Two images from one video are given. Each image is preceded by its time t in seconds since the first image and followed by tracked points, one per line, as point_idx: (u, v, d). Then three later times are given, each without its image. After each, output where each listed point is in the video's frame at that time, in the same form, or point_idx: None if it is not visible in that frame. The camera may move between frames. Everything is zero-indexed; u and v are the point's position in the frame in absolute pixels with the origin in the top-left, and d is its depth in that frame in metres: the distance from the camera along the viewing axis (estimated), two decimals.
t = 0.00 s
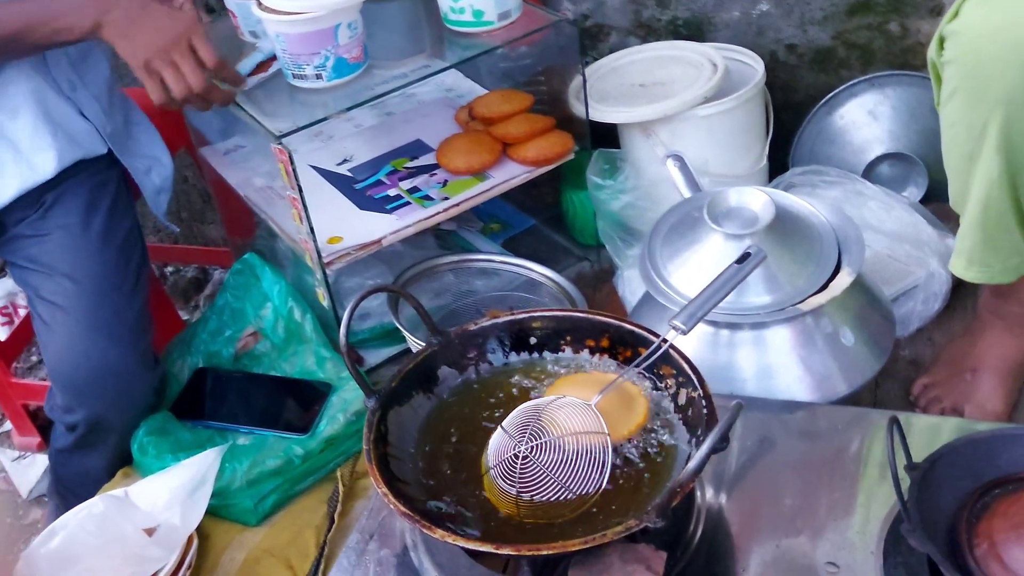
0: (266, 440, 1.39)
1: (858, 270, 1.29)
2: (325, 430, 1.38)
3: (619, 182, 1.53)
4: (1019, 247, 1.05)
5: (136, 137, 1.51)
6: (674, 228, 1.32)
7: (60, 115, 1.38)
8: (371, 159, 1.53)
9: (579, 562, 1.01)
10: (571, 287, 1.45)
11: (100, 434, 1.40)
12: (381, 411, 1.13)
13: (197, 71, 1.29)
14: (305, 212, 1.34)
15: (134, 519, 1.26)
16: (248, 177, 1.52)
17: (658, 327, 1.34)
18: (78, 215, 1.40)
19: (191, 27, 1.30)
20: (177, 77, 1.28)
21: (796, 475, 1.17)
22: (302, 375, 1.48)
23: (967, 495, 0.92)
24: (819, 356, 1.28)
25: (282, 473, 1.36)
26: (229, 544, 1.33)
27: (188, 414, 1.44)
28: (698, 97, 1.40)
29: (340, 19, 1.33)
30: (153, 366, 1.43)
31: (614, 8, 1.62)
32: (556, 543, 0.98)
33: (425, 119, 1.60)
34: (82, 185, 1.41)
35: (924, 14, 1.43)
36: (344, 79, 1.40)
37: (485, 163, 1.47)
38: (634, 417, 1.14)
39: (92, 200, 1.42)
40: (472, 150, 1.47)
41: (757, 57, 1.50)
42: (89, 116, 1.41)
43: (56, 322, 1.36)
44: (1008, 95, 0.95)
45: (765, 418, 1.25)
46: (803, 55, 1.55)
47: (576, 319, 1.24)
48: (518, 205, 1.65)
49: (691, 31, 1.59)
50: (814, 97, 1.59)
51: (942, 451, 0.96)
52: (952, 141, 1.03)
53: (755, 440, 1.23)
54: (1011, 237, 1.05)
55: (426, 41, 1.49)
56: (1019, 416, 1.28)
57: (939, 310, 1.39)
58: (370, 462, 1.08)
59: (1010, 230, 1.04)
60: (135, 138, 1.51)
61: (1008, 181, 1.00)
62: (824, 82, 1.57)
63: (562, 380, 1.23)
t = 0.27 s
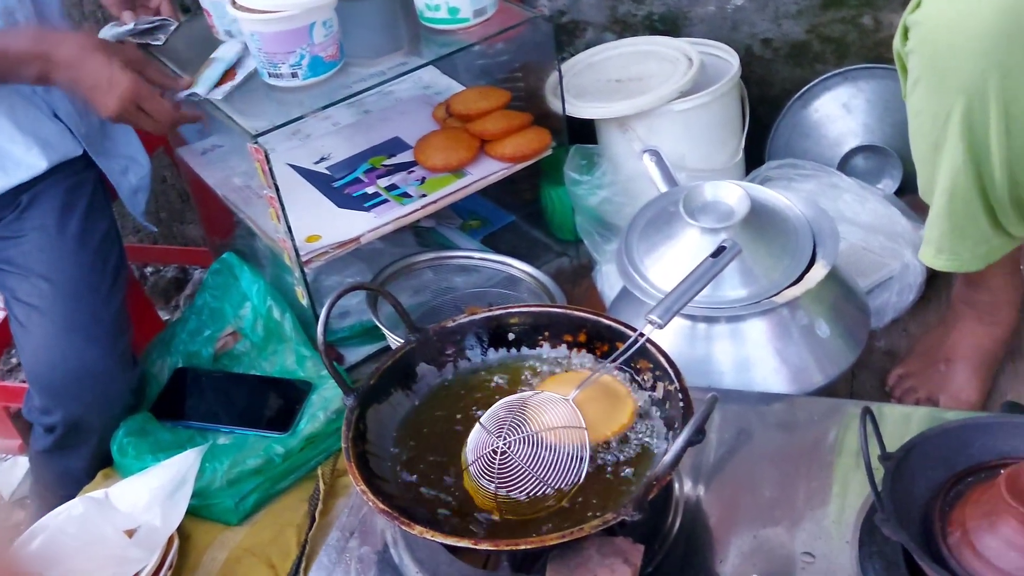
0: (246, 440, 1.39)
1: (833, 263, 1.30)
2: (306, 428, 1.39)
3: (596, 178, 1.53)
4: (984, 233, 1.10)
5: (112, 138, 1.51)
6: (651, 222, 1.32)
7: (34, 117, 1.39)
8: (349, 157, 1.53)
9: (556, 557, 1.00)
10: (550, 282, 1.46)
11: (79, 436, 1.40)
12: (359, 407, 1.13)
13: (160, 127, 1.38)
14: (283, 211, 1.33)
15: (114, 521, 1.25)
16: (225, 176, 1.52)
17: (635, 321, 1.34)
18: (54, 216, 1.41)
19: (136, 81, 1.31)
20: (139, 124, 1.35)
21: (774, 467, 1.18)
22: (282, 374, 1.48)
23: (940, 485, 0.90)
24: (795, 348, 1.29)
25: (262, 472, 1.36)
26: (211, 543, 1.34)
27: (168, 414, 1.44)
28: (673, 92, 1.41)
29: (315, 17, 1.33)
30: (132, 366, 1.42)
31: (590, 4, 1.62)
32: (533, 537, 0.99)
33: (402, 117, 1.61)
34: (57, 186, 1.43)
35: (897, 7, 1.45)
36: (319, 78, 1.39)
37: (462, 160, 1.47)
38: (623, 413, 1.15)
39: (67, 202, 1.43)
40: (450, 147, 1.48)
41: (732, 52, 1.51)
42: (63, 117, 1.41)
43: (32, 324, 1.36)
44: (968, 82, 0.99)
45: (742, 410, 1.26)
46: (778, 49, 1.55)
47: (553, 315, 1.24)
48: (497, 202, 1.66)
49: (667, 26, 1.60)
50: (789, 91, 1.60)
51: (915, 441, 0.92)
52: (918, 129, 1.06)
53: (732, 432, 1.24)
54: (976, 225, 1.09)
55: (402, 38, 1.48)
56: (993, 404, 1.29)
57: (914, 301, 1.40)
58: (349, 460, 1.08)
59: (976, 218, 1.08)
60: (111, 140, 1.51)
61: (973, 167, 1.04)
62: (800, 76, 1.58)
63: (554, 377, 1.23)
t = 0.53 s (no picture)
0: (223, 443, 1.38)
1: (807, 257, 1.30)
2: (283, 430, 1.38)
3: (572, 174, 1.54)
4: (953, 225, 1.10)
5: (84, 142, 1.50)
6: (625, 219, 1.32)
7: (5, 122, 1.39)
8: (323, 157, 1.53)
9: (533, 554, 0.96)
10: (526, 280, 1.46)
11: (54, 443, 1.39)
12: (337, 409, 1.09)
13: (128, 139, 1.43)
14: (257, 212, 1.32)
15: (90, 526, 1.25)
16: (199, 178, 1.52)
17: (611, 318, 1.34)
18: (26, 220, 1.40)
19: (97, 104, 1.35)
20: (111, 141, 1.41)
21: (750, 461, 1.16)
22: (259, 375, 1.48)
23: (913, 476, 0.88)
24: (770, 342, 1.29)
25: (240, 475, 1.35)
26: (188, 547, 1.33)
27: (144, 418, 1.43)
28: (647, 88, 1.41)
29: (286, 17, 1.32)
30: (106, 371, 1.43)
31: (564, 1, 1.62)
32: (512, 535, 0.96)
33: (376, 116, 1.60)
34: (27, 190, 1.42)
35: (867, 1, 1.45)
36: (292, 78, 1.39)
37: (437, 159, 1.47)
38: (602, 414, 1.12)
39: (39, 206, 1.42)
40: (425, 146, 1.47)
41: (705, 48, 1.51)
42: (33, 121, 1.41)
43: (5, 329, 1.34)
44: (934, 73, 1.00)
45: (717, 406, 1.24)
46: (751, 45, 1.56)
47: (530, 312, 1.21)
48: (474, 200, 1.65)
49: (640, 22, 1.60)
50: (763, 86, 1.61)
51: (889, 432, 0.90)
52: (887, 122, 1.06)
53: (709, 427, 1.22)
54: (944, 217, 1.09)
55: (376, 37, 1.47)
56: (967, 395, 1.31)
57: (888, 294, 1.41)
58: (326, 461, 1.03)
59: (945, 210, 1.08)
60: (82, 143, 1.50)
61: (941, 160, 1.05)
62: (773, 71, 1.58)
63: (534, 378, 1.20)
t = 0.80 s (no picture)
0: (196, 442, 1.37)
1: (779, 249, 1.30)
2: (256, 429, 1.37)
3: (546, 169, 1.54)
4: (924, 214, 1.11)
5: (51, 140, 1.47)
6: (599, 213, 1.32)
7: None
8: (295, 154, 1.52)
9: (509, 549, 0.95)
10: (501, 275, 1.45)
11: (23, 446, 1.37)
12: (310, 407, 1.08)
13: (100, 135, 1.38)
14: (228, 209, 1.31)
15: (61, 528, 1.24)
16: (170, 175, 1.50)
17: (585, 313, 1.34)
18: None
19: (65, 100, 1.31)
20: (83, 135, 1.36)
21: (727, 453, 1.16)
22: (232, 374, 1.46)
23: (886, 465, 0.88)
24: (745, 334, 1.29)
25: (215, 474, 1.34)
26: (162, 547, 1.32)
27: (116, 419, 1.41)
28: (620, 82, 1.41)
29: (255, 12, 1.31)
30: (76, 371, 1.43)
31: None
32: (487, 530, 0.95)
33: (349, 112, 1.59)
34: None
35: None
36: (262, 74, 1.38)
37: (410, 154, 1.46)
38: (582, 417, 1.11)
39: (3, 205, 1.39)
40: (398, 141, 1.47)
41: (678, 42, 1.51)
42: None
43: None
44: (903, 61, 1.00)
45: (693, 400, 1.25)
46: (724, 38, 1.56)
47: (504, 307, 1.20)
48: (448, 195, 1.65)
49: (612, 16, 1.60)
50: (736, 79, 1.61)
51: (862, 421, 0.90)
52: (858, 112, 1.07)
53: (684, 420, 1.22)
54: (915, 206, 1.10)
55: (347, 32, 1.46)
56: (940, 384, 1.31)
57: (862, 285, 1.42)
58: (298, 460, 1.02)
59: (915, 199, 1.09)
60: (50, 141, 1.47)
61: (911, 148, 1.05)
62: (746, 64, 1.59)
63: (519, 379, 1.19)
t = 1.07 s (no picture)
0: (168, 428, 1.36)
1: (755, 233, 1.30)
2: (229, 415, 1.36)
3: (522, 155, 1.54)
4: (894, 194, 1.11)
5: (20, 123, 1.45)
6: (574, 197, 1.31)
7: None
8: (269, 138, 1.50)
9: (482, 534, 0.94)
10: (477, 261, 1.44)
11: None
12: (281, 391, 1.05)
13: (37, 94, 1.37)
14: (198, 193, 1.29)
15: (28, 515, 1.21)
16: (142, 159, 1.49)
17: (560, 297, 1.33)
18: None
19: None
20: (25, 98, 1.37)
21: (703, 439, 1.15)
22: (204, 361, 1.45)
23: (860, 449, 0.86)
24: (720, 318, 1.29)
25: (186, 461, 1.33)
26: (133, 534, 1.30)
27: (86, 405, 1.39)
28: (596, 67, 1.40)
29: None
30: (46, 356, 1.41)
31: None
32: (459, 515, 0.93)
33: (324, 96, 1.58)
34: None
35: None
36: (234, 56, 1.35)
37: (385, 139, 1.45)
38: (560, 409, 1.08)
39: None
40: (373, 126, 1.45)
41: (655, 27, 1.51)
42: None
43: None
44: (870, 36, 1.00)
45: (668, 384, 1.24)
46: (701, 24, 1.56)
47: (478, 291, 1.18)
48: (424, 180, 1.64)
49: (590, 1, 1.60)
50: (713, 64, 1.60)
51: (836, 404, 0.88)
52: (827, 90, 1.06)
53: (660, 405, 1.21)
54: (886, 186, 1.10)
55: (322, 15, 1.45)
56: (915, 369, 1.31)
57: (836, 271, 1.41)
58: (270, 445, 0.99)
59: (885, 178, 1.09)
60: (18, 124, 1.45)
61: (881, 126, 1.05)
62: (723, 50, 1.58)
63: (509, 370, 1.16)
